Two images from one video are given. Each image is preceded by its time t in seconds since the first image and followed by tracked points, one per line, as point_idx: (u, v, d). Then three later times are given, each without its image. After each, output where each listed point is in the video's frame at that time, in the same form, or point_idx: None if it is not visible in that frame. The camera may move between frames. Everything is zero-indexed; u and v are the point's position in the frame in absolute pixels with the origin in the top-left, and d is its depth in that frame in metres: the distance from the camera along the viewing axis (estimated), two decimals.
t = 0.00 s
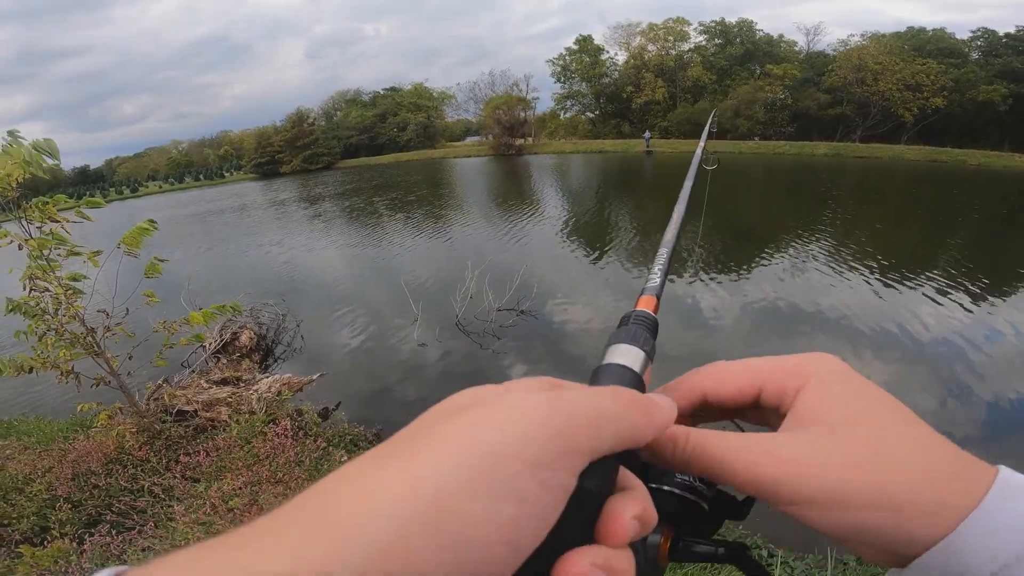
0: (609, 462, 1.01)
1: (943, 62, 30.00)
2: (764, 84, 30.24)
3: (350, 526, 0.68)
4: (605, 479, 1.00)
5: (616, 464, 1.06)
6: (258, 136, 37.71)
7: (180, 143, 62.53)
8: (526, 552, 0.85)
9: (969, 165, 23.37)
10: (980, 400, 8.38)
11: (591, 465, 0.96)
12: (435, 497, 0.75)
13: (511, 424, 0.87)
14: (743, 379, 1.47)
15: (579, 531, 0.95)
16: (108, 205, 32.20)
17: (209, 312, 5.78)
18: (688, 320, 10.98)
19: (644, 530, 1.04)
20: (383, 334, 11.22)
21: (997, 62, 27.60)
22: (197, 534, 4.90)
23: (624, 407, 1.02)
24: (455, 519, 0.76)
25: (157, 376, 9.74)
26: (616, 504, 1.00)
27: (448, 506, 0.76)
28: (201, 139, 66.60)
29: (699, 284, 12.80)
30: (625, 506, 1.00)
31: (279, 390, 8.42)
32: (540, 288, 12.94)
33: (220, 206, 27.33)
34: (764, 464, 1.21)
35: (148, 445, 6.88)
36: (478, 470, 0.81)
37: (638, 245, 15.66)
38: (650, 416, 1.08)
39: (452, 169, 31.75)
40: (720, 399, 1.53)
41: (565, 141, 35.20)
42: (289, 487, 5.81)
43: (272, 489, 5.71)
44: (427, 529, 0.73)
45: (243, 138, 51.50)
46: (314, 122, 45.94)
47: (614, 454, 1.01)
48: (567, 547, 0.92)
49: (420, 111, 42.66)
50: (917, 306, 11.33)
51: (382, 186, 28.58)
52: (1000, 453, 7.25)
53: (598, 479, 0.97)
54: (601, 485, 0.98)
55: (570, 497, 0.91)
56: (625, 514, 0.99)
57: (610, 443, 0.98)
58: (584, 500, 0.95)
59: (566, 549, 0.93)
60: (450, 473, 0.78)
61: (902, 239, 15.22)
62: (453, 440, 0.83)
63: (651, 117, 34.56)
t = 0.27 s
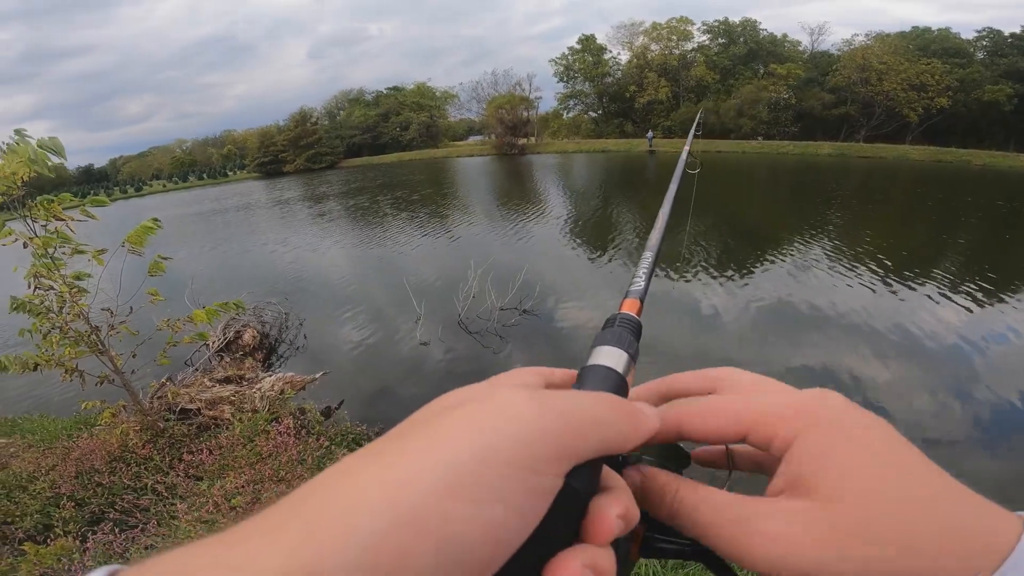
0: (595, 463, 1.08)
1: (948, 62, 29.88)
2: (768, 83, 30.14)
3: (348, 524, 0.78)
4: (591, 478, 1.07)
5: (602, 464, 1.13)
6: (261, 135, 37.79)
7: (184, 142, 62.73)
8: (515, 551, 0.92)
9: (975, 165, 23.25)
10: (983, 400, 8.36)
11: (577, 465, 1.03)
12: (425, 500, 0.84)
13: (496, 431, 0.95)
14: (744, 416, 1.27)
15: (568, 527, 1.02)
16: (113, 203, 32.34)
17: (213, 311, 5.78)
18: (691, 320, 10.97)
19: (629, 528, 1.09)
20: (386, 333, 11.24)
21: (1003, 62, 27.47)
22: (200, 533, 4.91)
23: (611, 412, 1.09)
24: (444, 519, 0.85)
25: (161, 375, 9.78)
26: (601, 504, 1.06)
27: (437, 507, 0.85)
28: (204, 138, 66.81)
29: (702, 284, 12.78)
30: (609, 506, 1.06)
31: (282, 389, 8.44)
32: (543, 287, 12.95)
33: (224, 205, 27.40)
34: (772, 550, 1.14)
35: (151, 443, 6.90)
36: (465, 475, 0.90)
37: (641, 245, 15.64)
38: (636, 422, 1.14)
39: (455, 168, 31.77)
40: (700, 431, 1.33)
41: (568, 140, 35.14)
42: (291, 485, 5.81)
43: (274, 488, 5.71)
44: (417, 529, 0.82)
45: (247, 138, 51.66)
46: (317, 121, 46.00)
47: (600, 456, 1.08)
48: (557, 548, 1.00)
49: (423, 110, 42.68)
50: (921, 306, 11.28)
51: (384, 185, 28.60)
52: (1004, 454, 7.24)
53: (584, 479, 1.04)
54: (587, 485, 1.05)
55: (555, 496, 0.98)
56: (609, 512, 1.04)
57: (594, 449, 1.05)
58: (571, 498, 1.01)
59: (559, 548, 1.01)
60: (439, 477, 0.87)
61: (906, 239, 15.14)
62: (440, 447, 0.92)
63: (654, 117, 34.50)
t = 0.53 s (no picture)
0: (579, 477, 1.09)
1: (957, 61, 29.62)
2: (774, 83, 29.98)
3: (337, 534, 0.83)
4: (575, 493, 1.09)
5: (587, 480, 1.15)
6: (267, 134, 37.92)
7: (190, 141, 63.05)
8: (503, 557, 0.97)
9: (983, 165, 23.05)
10: (991, 401, 8.30)
11: (561, 481, 1.06)
12: (413, 508, 0.89)
13: (482, 448, 0.98)
14: (699, 470, 1.26)
15: (551, 540, 1.06)
16: (119, 201, 32.54)
17: (219, 308, 5.79)
18: (695, 320, 10.93)
19: (610, 541, 1.12)
20: (390, 331, 11.27)
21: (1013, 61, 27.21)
22: (204, 531, 4.93)
23: (595, 429, 1.10)
24: (430, 529, 0.90)
25: (166, 372, 9.83)
26: (582, 518, 1.09)
27: (423, 519, 0.89)
28: (210, 137, 67.12)
29: (707, 283, 12.73)
30: (592, 519, 1.08)
31: (286, 387, 8.47)
32: (546, 287, 12.94)
33: (229, 203, 27.50)
34: None
35: (156, 440, 6.94)
36: (451, 487, 0.94)
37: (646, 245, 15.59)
38: (620, 438, 1.16)
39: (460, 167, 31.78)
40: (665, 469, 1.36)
41: (573, 139, 35.06)
42: (295, 483, 5.83)
43: (278, 486, 5.74)
44: (404, 539, 0.86)
45: (253, 137, 51.85)
46: (322, 120, 46.09)
47: (585, 472, 1.10)
48: (538, 558, 1.03)
49: (428, 109, 42.69)
50: (928, 307, 11.20)
51: (390, 184, 28.67)
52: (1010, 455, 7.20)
53: (567, 495, 1.07)
54: (569, 500, 1.08)
55: (541, 509, 1.02)
56: (591, 524, 1.07)
57: (578, 464, 1.06)
58: (553, 512, 1.04)
59: (542, 556, 1.04)
60: (423, 490, 0.91)
61: (913, 240, 15.03)
62: (428, 462, 0.95)
63: (659, 117, 34.37)
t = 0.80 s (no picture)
0: (563, 480, 1.11)
1: (961, 61, 29.49)
2: (777, 83, 29.89)
3: (339, 537, 0.82)
4: (559, 497, 1.09)
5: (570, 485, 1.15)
6: (270, 133, 37.99)
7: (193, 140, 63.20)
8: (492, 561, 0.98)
9: (987, 166, 22.96)
10: (995, 401, 8.26)
11: (549, 483, 1.07)
12: (414, 510, 0.89)
13: (479, 451, 0.98)
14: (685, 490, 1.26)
15: (537, 542, 1.05)
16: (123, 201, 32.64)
17: (221, 308, 5.78)
18: (698, 320, 10.89)
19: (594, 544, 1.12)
20: (392, 330, 11.27)
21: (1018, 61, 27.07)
22: (206, 531, 4.93)
23: (578, 435, 1.12)
24: (431, 531, 0.90)
25: (169, 371, 9.85)
26: (565, 521, 1.09)
27: (424, 521, 0.89)
28: (213, 137, 67.26)
29: (710, 284, 12.70)
30: (574, 521, 1.09)
31: (289, 386, 8.48)
32: (548, 286, 12.93)
33: (232, 202, 27.54)
34: None
35: (159, 439, 6.94)
36: (451, 490, 0.94)
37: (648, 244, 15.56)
38: (597, 441, 1.18)
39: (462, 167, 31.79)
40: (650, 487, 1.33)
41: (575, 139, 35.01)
42: (297, 483, 5.83)
43: (281, 485, 5.74)
44: (404, 541, 0.87)
45: (256, 136, 51.95)
46: (325, 120, 46.12)
47: (570, 473, 1.12)
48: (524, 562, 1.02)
49: (430, 109, 42.69)
50: (932, 307, 11.16)
51: (392, 184, 28.71)
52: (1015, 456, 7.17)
53: (553, 498, 1.07)
54: (554, 503, 1.08)
55: (529, 512, 1.02)
56: (574, 527, 1.07)
57: (561, 468, 1.08)
58: (537, 516, 1.04)
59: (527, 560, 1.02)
60: (424, 494, 0.91)
61: (917, 240, 14.98)
62: (424, 464, 0.95)
63: (662, 117, 34.31)
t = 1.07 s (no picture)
0: (552, 474, 1.17)
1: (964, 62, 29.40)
2: (779, 83, 29.85)
3: (325, 525, 0.85)
4: (548, 490, 1.16)
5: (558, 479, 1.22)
6: (272, 133, 38.06)
7: (196, 140, 63.38)
8: (481, 548, 1.02)
9: (991, 166, 22.90)
10: (998, 402, 8.25)
11: (536, 474, 1.12)
12: (403, 498, 0.93)
13: (463, 442, 1.02)
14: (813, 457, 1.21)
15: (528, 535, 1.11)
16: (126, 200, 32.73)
17: (225, 307, 5.79)
18: (701, 321, 10.89)
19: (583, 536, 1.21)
20: (394, 330, 11.29)
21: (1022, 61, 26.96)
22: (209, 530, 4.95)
23: (564, 427, 1.18)
24: (421, 519, 0.94)
25: (172, 370, 9.88)
26: (557, 514, 1.17)
27: (410, 509, 0.93)
28: (215, 137, 67.37)
29: (712, 284, 12.70)
30: (567, 514, 1.18)
31: (292, 385, 8.51)
32: (551, 286, 12.93)
33: (235, 202, 27.60)
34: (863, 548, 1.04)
35: (161, 438, 6.96)
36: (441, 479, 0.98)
37: (650, 244, 15.56)
38: (584, 433, 1.24)
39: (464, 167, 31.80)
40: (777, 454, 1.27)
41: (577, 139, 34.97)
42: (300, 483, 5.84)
43: (283, 485, 5.75)
44: (391, 529, 0.90)
45: (258, 136, 52.04)
46: (327, 119, 46.15)
47: (558, 466, 1.17)
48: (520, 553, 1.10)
49: (432, 108, 42.70)
50: (935, 308, 11.14)
51: (394, 183, 28.73)
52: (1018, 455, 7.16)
53: (541, 491, 1.13)
54: (546, 496, 1.15)
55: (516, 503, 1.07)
56: (565, 520, 1.16)
57: (547, 460, 1.13)
58: (528, 508, 1.10)
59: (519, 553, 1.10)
60: (414, 481, 0.95)
61: (919, 240, 14.95)
62: (409, 454, 0.98)
63: (664, 117, 34.25)
